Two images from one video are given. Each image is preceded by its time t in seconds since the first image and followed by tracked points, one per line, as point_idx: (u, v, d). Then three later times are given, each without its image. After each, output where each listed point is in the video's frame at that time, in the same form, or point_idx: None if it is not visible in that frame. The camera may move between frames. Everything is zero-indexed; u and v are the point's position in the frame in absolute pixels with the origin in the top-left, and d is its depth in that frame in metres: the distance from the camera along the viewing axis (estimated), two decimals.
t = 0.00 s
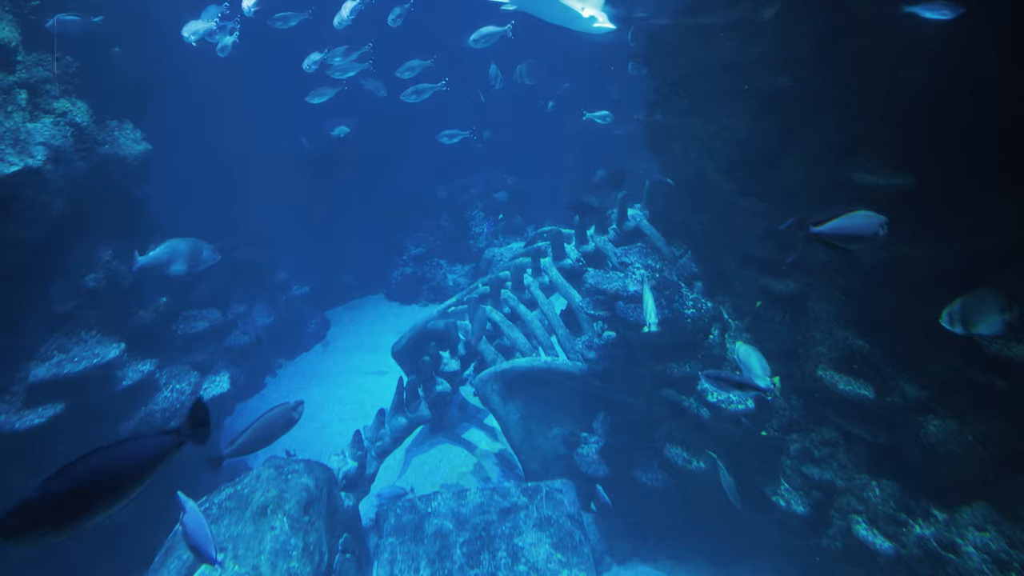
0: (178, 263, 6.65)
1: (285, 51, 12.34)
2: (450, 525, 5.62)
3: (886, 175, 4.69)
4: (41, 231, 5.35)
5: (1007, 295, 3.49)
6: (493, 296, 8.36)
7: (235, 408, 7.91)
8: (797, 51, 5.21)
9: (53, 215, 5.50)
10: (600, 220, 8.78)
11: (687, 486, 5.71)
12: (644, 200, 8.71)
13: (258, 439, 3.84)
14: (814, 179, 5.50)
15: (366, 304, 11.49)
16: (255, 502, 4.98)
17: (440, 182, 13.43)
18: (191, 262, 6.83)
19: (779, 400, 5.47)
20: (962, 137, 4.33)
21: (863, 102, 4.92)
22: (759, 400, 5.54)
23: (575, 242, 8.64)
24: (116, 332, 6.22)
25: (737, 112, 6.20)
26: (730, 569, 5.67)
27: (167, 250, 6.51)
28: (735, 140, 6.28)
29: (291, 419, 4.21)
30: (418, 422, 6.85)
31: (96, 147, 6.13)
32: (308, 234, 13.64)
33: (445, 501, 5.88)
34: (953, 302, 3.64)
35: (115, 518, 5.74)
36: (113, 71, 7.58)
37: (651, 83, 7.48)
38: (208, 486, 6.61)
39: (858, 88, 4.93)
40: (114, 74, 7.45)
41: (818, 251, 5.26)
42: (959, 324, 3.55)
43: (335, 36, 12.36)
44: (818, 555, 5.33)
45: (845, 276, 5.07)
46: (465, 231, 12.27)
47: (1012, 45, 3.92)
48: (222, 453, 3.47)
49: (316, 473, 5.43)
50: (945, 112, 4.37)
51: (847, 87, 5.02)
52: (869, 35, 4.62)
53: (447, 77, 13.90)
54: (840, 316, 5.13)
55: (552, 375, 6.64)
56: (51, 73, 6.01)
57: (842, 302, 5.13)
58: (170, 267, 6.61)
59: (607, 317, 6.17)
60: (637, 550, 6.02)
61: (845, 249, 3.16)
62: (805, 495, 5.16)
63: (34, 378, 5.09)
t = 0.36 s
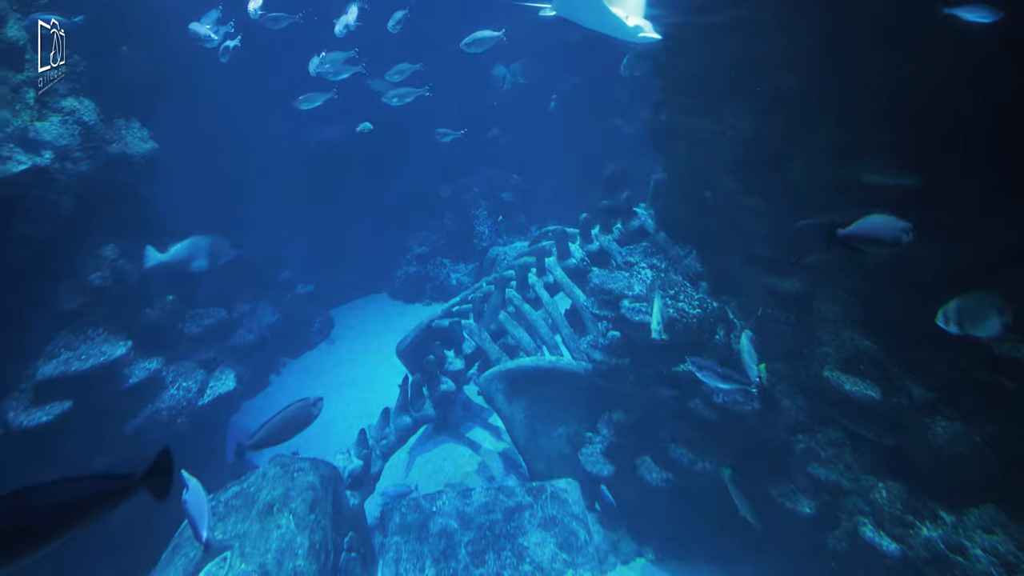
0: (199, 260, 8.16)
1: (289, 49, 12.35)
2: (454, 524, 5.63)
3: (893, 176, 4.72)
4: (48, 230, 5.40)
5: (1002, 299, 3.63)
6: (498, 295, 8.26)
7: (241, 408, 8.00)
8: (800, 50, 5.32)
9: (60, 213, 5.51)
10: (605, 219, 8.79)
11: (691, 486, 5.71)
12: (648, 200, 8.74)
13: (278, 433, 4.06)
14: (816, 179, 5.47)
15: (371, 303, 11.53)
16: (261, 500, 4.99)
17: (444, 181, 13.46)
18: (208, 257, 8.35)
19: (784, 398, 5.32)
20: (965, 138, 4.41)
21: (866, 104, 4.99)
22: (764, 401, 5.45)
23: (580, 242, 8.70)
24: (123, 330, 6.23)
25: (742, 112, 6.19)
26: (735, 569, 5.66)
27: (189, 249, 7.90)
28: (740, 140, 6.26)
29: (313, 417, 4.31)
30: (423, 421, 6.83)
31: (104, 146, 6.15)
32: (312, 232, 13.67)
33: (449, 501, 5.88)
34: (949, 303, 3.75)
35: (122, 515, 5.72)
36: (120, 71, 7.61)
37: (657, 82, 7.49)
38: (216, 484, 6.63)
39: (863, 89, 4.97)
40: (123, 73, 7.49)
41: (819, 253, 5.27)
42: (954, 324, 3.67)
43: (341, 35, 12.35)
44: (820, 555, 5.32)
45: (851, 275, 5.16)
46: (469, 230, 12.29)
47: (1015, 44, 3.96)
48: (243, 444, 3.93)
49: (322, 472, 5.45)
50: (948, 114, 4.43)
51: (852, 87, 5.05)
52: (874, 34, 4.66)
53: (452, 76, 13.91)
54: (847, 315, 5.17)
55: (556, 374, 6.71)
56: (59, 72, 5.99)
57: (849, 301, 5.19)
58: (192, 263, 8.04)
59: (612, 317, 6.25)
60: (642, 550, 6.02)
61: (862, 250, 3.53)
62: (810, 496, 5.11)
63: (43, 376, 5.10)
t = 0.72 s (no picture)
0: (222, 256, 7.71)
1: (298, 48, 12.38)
2: (461, 524, 5.63)
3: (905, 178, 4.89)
4: (60, 229, 5.45)
5: (1002, 302, 3.75)
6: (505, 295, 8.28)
7: (249, 405, 8.02)
8: (813, 50, 5.37)
9: (73, 211, 5.53)
10: (611, 219, 8.81)
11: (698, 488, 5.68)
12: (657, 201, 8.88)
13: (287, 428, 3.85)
14: (829, 182, 5.60)
15: (376, 302, 11.57)
16: (270, 497, 5.02)
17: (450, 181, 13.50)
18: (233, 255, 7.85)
19: (793, 401, 5.34)
20: (976, 138, 4.68)
21: (881, 105, 5.18)
22: (772, 404, 5.44)
23: (587, 242, 8.70)
24: (133, 327, 6.25)
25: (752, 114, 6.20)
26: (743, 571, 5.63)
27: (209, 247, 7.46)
28: (749, 142, 6.27)
29: (336, 412, 4.27)
30: (429, 420, 6.99)
31: (115, 144, 6.19)
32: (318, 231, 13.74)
33: (456, 500, 5.88)
34: (949, 306, 3.80)
35: (130, 510, 5.69)
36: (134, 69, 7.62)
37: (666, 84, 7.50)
38: (224, 481, 6.66)
39: (879, 90, 5.15)
40: (136, 71, 7.52)
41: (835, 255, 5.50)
42: (955, 326, 3.69)
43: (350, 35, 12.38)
44: (826, 560, 5.26)
45: (862, 278, 5.29)
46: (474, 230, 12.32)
47: None
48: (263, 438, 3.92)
49: (330, 470, 5.47)
50: (964, 114, 4.69)
51: (866, 89, 5.22)
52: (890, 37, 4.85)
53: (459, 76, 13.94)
54: (855, 319, 5.22)
55: (563, 374, 6.71)
56: (72, 71, 6.13)
57: (857, 304, 5.28)
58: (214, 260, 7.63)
59: (619, 317, 6.33)
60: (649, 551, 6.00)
61: (882, 255, 3.50)
62: (818, 499, 5.08)
63: (54, 372, 5.09)
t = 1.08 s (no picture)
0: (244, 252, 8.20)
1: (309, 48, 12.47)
2: (469, 522, 5.66)
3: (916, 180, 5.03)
4: (76, 225, 5.46)
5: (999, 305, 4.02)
6: (513, 295, 8.33)
7: (259, 402, 8.09)
8: (824, 50, 5.23)
9: (89, 208, 5.57)
10: (620, 221, 8.83)
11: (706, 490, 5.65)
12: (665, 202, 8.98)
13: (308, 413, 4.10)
14: (840, 189, 5.71)
15: (383, 301, 11.62)
16: (281, 493, 5.05)
17: (457, 181, 13.55)
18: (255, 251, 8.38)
19: (801, 403, 5.36)
20: (986, 138, 4.71)
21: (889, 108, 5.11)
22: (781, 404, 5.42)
23: (595, 243, 8.71)
24: (145, 324, 6.29)
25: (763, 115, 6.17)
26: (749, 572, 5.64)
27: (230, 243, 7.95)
28: (760, 142, 6.24)
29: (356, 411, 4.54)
30: (438, 418, 6.94)
31: (129, 143, 6.24)
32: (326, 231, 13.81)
33: (464, 498, 5.90)
34: (951, 310, 4.09)
35: (143, 505, 5.73)
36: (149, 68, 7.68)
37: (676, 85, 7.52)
38: (233, 478, 6.69)
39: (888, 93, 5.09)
40: (151, 70, 7.60)
41: (847, 259, 5.56)
42: (956, 330, 3.98)
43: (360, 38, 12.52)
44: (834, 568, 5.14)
45: (872, 281, 5.31)
46: (481, 231, 12.36)
47: None
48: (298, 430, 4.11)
49: (340, 467, 5.52)
50: (971, 114, 4.72)
51: (875, 92, 5.15)
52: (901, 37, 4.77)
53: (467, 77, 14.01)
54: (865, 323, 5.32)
55: (571, 374, 6.72)
56: (90, 71, 6.24)
57: (868, 307, 5.34)
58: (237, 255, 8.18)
59: (629, 318, 6.40)
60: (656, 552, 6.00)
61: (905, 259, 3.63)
62: (828, 504, 5.01)
63: (69, 367, 5.10)
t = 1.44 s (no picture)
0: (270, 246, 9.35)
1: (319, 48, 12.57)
2: (477, 519, 5.68)
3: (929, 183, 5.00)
4: (91, 221, 5.52)
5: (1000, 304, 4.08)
6: (521, 295, 8.32)
7: (269, 399, 8.13)
8: (839, 52, 5.23)
9: (104, 204, 5.64)
10: (628, 221, 8.86)
11: (715, 490, 5.63)
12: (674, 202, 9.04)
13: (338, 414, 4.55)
14: (849, 190, 5.68)
15: (390, 300, 11.68)
16: (293, 488, 5.10)
17: (464, 181, 13.61)
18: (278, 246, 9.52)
19: (808, 403, 5.41)
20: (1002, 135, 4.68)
21: (901, 109, 5.13)
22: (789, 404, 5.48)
23: (603, 244, 8.77)
24: (158, 320, 6.36)
25: (772, 116, 6.18)
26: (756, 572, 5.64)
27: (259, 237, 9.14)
28: (770, 143, 6.28)
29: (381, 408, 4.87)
30: (447, 417, 7.02)
31: (143, 140, 6.31)
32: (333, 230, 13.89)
33: (472, 496, 5.91)
34: (953, 311, 4.20)
35: (155, 499, 5.78)
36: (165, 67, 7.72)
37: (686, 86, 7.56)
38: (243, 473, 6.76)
39: (900, 94, 5.11)
40: (167, 69, 7.70)
41: (855, 258, 5.51)
42: (957, 332, 4.11)
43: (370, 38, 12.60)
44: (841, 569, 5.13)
45: (881, 280, 5.26)
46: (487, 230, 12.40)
47: None
48: (321, 420, 4.53)
49: (350, 463, 5.55)
50: (983, 113, 4.74)
51: (887, 93, 5.16)
52: (916, 38, 4.83)
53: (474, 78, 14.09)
54: (874, 323, 5.19)
55: (579, 374, 6.72)
56: (105, 69, 6.32)
57: (875, 305, 5.26)
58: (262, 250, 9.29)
59: (637, 318, 6.47)
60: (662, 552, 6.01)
61: (941, 265, 3.83)
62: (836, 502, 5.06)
63: (84, 362, 5.13)
